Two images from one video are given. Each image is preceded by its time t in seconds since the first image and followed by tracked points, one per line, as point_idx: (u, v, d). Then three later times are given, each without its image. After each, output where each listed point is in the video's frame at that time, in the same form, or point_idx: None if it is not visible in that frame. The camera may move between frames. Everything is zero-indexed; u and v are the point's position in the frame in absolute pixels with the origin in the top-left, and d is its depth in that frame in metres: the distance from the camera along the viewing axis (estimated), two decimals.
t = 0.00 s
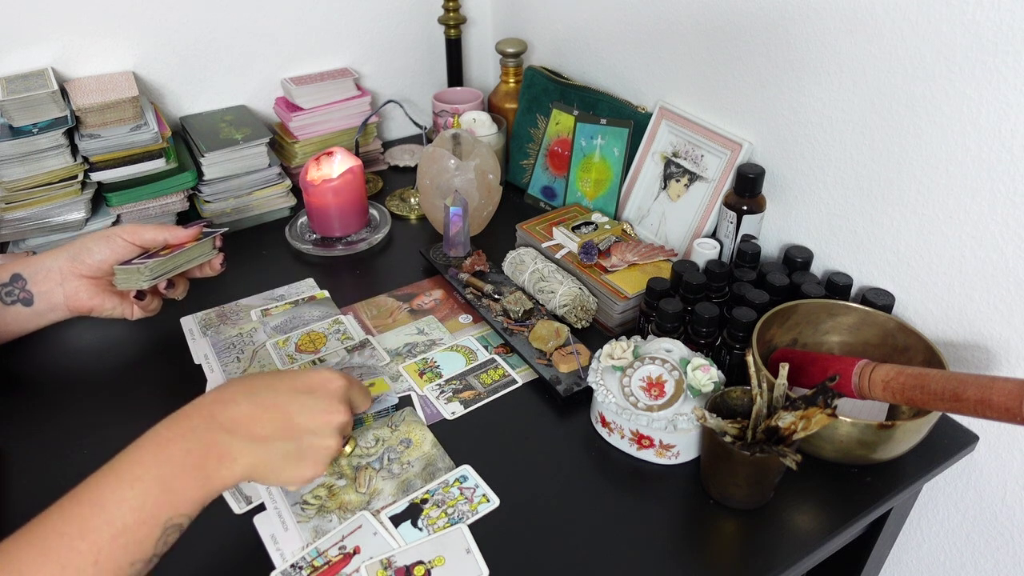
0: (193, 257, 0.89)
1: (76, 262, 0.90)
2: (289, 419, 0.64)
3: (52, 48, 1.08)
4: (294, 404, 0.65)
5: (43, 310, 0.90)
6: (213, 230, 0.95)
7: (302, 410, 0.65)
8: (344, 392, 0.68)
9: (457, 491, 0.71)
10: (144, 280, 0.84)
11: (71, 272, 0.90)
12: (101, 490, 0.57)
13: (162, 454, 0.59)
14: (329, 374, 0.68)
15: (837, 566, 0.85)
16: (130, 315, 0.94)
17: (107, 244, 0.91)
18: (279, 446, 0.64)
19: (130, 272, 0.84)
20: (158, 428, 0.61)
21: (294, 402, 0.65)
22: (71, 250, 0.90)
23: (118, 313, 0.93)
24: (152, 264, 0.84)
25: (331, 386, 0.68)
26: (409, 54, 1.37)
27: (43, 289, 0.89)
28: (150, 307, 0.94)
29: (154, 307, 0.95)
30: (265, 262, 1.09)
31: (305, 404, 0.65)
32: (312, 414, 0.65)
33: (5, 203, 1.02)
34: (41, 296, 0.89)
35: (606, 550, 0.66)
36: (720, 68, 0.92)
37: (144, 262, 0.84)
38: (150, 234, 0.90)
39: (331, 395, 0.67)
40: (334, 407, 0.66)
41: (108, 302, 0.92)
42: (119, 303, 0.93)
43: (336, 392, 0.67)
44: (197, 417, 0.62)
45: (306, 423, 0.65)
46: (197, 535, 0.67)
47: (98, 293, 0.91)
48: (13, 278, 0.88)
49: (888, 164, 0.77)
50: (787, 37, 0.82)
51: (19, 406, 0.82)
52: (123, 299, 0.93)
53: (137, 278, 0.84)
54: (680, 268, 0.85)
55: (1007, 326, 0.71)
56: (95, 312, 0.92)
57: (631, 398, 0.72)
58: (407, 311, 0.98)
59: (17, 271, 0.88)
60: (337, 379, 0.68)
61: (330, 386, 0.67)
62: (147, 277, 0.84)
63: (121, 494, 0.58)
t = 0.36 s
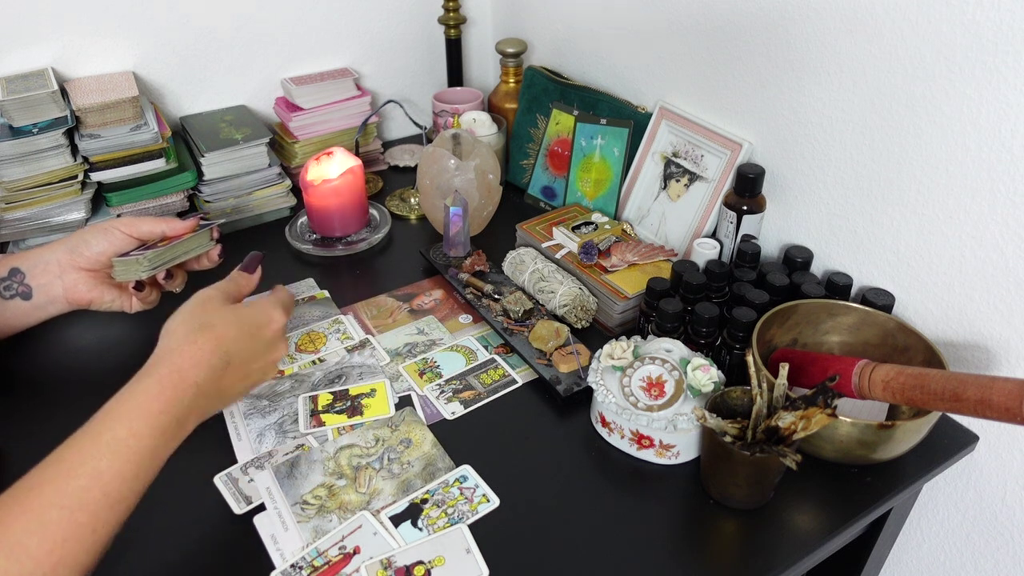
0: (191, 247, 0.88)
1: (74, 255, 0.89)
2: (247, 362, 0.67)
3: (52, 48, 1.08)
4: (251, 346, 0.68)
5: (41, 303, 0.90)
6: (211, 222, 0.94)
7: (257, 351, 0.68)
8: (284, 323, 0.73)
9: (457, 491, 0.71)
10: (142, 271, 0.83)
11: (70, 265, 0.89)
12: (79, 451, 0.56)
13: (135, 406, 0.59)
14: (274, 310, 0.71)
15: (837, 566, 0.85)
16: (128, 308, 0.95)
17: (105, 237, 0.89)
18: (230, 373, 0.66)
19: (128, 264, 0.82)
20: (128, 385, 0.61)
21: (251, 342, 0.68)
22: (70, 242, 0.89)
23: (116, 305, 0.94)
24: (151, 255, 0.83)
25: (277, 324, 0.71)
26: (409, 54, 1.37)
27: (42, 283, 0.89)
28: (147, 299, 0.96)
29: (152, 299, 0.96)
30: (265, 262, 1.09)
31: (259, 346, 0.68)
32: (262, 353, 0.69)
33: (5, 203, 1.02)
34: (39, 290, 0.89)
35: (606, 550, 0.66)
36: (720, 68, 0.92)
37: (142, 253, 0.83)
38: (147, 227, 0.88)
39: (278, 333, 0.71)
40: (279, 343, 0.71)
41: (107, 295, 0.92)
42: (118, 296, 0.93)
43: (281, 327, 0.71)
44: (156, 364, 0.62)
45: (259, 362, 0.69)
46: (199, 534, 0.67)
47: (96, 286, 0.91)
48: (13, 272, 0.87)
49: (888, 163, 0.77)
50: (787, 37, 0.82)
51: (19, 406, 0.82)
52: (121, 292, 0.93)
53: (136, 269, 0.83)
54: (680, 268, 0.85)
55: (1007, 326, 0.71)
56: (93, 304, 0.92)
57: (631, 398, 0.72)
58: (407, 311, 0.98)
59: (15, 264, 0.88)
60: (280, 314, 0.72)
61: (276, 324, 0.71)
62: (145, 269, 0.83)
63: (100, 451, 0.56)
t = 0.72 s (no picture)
0: (199, 269, 0.92)
1: (83, 271, 0.90)
2: (261, 445, 0.64)
3: (52, 48, 1.08)
4: (271, 433, 0.64)
5: (47, 316, 0.90)
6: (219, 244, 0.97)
7: (274, 437, 0.65)
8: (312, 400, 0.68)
9: (457, 491, 0.71)
10: (151, 293, 0.86)
11: (78, 281, 0.90)
12: (90, 516, 0.55)
13: (150, 481, 0.56)
14: (310, 395, 0.67)
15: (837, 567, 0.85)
16: (134, 325, 0.92)
17: (115, 254, 0.91)
18: (246, 454, 0.63)
19: (137, 285, 0.86)
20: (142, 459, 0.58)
21: (273, 429, 0.64)
22: (79, 259, 0.90)
23: (122, 322, 0.92)
24: (160, 278, 0.86)
25: (305, 405, 0.67)
26: (409, 54, 1.37)
27: (49, 297, 0.89)
28: (154, 318, 0.93)
29: (159, 318, 0.94)
30: (265, 262, 1.09)
31: (279, 431, 0.65)
32: (280, 435, 0.66)
33: (5, 203, 1.02)
34: (46, 304, 0.90)
35: (607, 550, 0.66)
36: (721, 68, 0.92)
37: (152, 275, 0.86)
38: (157, 246, 0.91)
39: (301, 415, 0.67)
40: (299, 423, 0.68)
41: (112, 312, 0.91)
42: (123, 313, 0.91)
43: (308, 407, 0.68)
44: (174, 441, 0.59)
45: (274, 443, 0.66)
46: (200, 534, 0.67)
47: (103, 302, 0.90)
48: (19, 285, 0.88)
49: (888, 164, 0.77)
50: (787, 37, 0.82)
51: (19, 406, 0.82)
52: (127, 308, 0.91)
53: (145, 291, 0.85)
54: (680, 268, 0.85)
55: (1007, 326, 0.71)
56: (99, 320, 0.91)
57: (631, 398, 0.72)
58: (407, 311, 0.98)
59: (22, 277, 0.89)
60: (314, 398, 0.68)
61: (304, 406, 0.67)
62: (155, 291, 0.86)
63: (114, 521, 0.55)
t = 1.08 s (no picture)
0: (199, 271, 0.90)
1: (83, 273, 0.91)
2: None
3: (52, 48, 1.08)
4: None
5: (47, 318, 0.90)
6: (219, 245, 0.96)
7: None
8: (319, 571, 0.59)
9: (457, 491, 0.71)
10: (150, 295, 0.86)
11: (78, 283, 0.91)
12: None
13: None
14: None
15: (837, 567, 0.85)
16: (134, 327, 0.92)
17: (115, 256, 0.92)
18: None
19: (136, 288, 0.85)
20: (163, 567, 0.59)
21: None
22: (80, 261, 0.91)
23: (122, 324, 0.91)
24: (159, 279, 0.85)
25: None
26: (409, 54, 1.37)
27: (49, 299, 0.90)
28: (154, 321, 0.92)
29: (160, 320, 0.92)
30: (265, 262, 1.09)
31: None
32: None
33: (5, 203, 1.02)
34: (46, 306, 0.90)
35: (607, 550, 0.66)
36: (721, 69, 0.92)
37: (150, 277, 0.85)
38: (157, 247, 0.91)
39: None
40: None
41: (112, 314, 0.90)
42: (123, 315, 0.91)
43: None
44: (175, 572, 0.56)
45: None
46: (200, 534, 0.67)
47: (103, 303, 0.90)
48: (19, 286, 0.89)
49: (888, 164, 0.77)
50: (787, 37, 0.82)
51: (19, 406, 0.82)
52: (127, 311, 0.91)
53: (143, 293, 0.85)
54: (680, 268, 0.85)
55: (1007, 326, 0.71)
56: (99, 323, 0.91)
57: (631, 398, 0.72)
58: (407, 311, 0.98)
59: (22, 279, 0.89)
60: None
61: None
62: (153, 293, 0.85)
63: None
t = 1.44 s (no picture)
0: (199, 269, 0.91)
1: (83, 272, 0.91)
2: None
3: (52, 48, 1.08)
4: None
5: (47, 317, 0.90)
6: (219, 244, 0.97)
7: None
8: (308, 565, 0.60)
9: (457, 491, 0.71)
10: (151, 293, 0.86)
11: (78, 282, 0.91)
12: None
13: None
14: None
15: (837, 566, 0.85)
16: (134, 325, 0.92)
17: (115, 254, 0.91)
18: None
19: (137, 286, 0.85)
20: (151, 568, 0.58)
21: None
22: (79, 259, 0.91)
23: (122, 323, 0.91)
24: (160, 278, 0.86)
25: None
26: (409, 54, 1.37)
27: (49, 298, 0.90)
28: (155, 319, 0.92)
29: (160, 318, 0.93)
30: (265, 262, 1.09)
31: None
32: None
33: (6, 203, 1.02)
34: (46, 305, 0.90)
35: (607, 550, 0.66)
36: (720, 69, 0.92)
37: (152, 275, 0.86)
38: (157, 246, 0.91)
39: None
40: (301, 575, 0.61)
41: (112, 312, 0.90)
42: (124, 313, 0.91)
43: None
44: None
45: None
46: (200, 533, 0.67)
47: (103, 302, 0.90)
48: (19, 285, 0.89)
49: (888, 164, 0.77)
50: (787, 38, 0.82)
51: (19, 406, 0.82)
52: (127, 309, 0.91)
53: (144, 292, 0.85)
54: (680, 268, 0.85)
55: (1007, 326, 0.71)
56: (99, 321, 0.91)
57: (631, 398, 0.72)
58: (407, 311, 0.98)
59: (23, 278, 0.90)
60: None
61: None
62: (154, 291, 0.86)
63: None
